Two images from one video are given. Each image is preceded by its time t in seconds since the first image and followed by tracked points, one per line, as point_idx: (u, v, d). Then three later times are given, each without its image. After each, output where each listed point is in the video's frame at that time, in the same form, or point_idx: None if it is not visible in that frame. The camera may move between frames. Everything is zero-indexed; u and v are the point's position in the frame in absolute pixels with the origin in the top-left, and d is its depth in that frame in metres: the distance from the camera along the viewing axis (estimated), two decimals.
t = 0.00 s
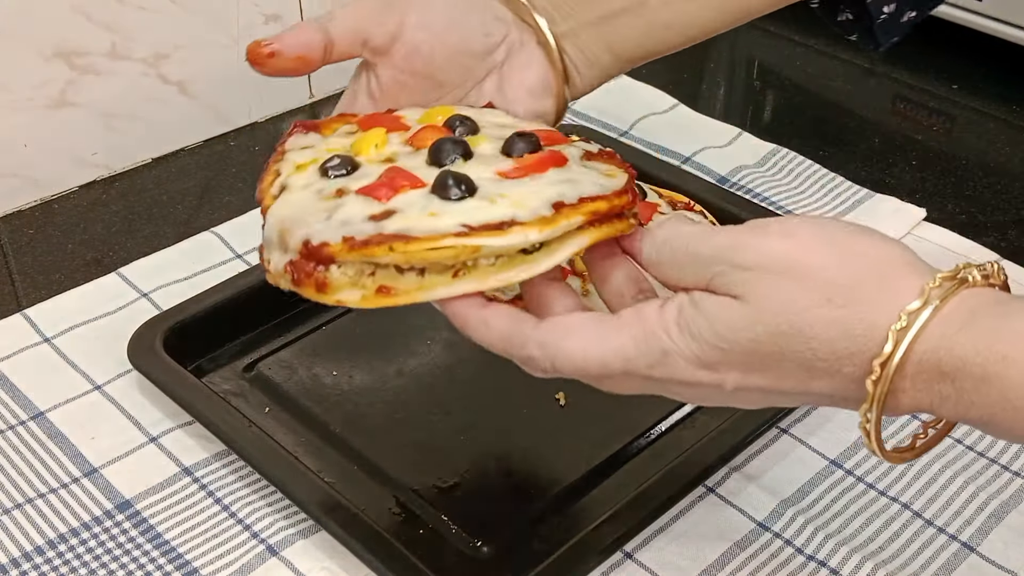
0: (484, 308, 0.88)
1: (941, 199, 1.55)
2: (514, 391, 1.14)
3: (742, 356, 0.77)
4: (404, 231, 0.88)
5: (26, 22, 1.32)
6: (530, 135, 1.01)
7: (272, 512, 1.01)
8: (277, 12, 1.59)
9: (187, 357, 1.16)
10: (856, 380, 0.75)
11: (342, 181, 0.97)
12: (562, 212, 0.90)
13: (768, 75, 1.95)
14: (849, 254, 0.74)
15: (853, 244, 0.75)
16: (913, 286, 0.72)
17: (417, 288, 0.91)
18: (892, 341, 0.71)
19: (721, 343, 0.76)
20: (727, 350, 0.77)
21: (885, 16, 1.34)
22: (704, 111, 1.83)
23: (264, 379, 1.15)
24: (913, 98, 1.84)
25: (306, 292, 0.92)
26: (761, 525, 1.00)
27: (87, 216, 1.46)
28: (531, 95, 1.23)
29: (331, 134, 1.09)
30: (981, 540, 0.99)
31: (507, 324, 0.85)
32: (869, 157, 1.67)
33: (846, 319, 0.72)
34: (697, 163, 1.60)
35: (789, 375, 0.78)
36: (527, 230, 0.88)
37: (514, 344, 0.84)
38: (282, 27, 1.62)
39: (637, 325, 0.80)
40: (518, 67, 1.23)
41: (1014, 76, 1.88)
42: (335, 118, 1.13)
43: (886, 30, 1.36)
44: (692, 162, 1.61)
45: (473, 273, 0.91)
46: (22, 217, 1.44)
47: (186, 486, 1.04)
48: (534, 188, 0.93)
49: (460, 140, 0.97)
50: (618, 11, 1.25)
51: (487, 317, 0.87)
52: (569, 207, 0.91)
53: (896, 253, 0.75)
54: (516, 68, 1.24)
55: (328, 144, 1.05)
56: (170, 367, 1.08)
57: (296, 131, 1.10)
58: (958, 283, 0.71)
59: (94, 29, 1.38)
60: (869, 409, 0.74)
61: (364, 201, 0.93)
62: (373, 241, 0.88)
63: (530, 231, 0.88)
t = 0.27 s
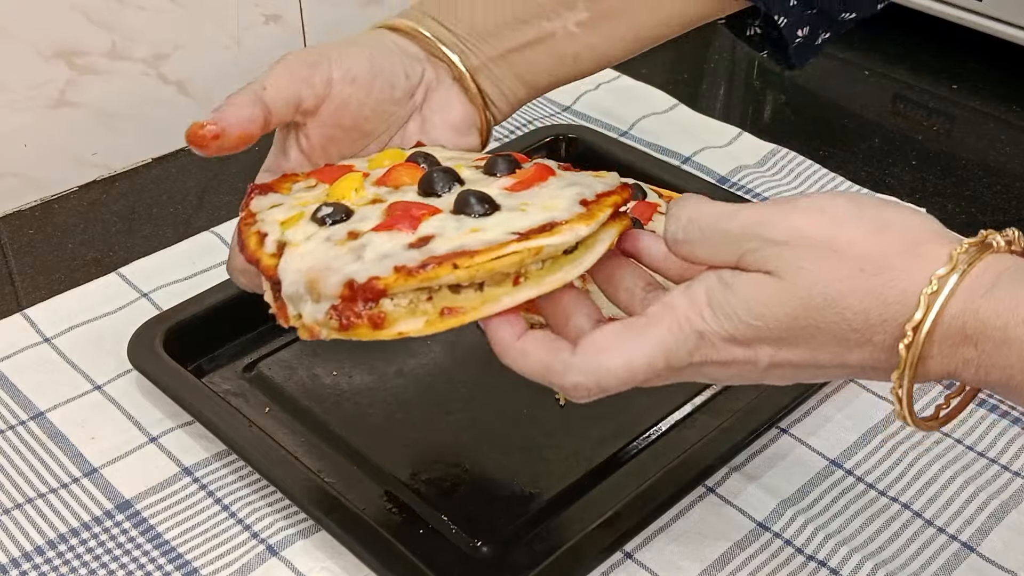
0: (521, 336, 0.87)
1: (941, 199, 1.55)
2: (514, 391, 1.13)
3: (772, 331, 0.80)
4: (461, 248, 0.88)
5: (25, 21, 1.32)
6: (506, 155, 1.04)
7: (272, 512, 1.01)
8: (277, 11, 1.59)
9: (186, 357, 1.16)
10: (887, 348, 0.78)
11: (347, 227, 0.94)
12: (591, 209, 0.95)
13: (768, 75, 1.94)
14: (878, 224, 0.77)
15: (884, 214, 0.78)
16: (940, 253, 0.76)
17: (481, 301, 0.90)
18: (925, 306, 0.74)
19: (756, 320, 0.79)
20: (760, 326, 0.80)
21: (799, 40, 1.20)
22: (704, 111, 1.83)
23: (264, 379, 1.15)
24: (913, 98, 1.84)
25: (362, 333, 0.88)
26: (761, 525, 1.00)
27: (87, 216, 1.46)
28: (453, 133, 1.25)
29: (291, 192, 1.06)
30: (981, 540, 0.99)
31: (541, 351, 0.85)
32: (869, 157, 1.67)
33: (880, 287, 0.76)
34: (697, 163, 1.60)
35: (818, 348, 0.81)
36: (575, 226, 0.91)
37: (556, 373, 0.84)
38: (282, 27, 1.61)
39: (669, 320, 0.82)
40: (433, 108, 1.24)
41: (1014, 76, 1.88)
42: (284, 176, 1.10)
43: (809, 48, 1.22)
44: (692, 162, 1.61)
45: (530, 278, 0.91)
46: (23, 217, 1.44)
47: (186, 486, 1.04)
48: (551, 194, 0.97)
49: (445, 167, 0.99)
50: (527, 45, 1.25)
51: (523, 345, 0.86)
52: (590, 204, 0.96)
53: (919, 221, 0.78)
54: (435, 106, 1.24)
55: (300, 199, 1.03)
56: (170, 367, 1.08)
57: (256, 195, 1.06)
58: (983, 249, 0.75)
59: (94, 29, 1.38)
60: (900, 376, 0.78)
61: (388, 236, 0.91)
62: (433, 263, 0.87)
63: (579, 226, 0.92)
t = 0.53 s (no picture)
0: (576, 347, 0.89)
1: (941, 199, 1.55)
2: (514, 391, 1.13)
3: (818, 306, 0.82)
4: (532, 267, 0.89)
5: (25, 21, 1.31)
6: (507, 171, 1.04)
7: (271, 512, 1.01)
8: (276, 11, 1.59)
9: (186, 357, 1.16)
10: (931, 318, 0.80)
11: (388, 257, 0.92)
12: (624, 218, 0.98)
13: (768, 75, 1.94)
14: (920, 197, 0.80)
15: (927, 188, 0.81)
16: (979, 224, 0.78)
17: (551, 319, 0.91)
18: (968, 274, 0.76)
19: (803, 295, 0.81)
20: (807, 301, 0.82)
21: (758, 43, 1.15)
22: (704, 111, 1.83)
23: (263, 379, 1.15)
24: (913, 98, 1.84)
25: (441, 361, 0.88)
26: (761, 526, 1.00)
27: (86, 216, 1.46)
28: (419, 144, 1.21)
29: (296, 225, 1.01)
30: (982, 540, 0.99)
31: (599, 358, 0.85)
32: (869, 157, 1.67)
33: (924, 257, 0.78)
34: (697, 163, 1.60)
35: (861, 323, 0.83)
36: (625, 236, 0.94)
37: (614, 378, 0.84)
38: (281, 27, 1.61)
39: (716, 303, 0.83)
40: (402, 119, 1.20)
41: (1014, 76, 1.88)
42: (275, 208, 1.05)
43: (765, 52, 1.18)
44: (692, 162, 1.61)
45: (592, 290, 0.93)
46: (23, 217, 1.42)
47: (186, 486, 1.03)
48: (583, 205, 0.99)
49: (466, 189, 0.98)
50: (483, 52, 1.22)
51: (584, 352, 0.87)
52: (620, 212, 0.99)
53: (959, 193, 0.81)
54: (398, 118, 1.21)
55: (312, 231, 0.99)
56: (169, 367, 1.08)
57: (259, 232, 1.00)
58: None
59: (94, 29, 1.38)
60: (944, 346, 0.79)
61: (441, 263, 0.90)
62: (513, 285, 0.87)
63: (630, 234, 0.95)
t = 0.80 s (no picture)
0: (622, 306, 0.91)
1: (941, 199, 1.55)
2: (514, 390, 1.13)
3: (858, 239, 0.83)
4: (575, 231, 0.92)
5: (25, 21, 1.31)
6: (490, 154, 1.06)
7: (271, 512, 1.01)
8: (277, 11, 1.59)
9: (186, 357, 1.16)
10: (968, 255, 0.80)
11: (418, 250, 0.92)
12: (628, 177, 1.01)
13: (768, 75, 1.94)
14: (966, 133, 0.80)
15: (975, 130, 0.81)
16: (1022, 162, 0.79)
17: (599, 279, 0.94)
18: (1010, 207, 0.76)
19: (843, 227, 0.83)
20: (848, 235, 0.83)
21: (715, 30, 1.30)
22: (704, 111, 1.83)
23: (263, 378, 1.15)
24: (913, 98, 1.84)
25: (508, 339, 0.89)
26: (761, 526, 1.00)
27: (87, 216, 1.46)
28: (379, 135, 1.23)
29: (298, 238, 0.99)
30: (982, 540, 0.99)
31: (647, 312, 0.88)
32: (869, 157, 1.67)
33: (965, 191, 0.79)
34: (697, 163, 1.60)
35: (898, 259, 0.84)
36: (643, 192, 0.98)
37: (666, 328, 0.86)
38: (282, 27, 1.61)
39: (757, 239, 0.85)
40: (371, 115, 1.23)
41: (1014, 76, 1.88)
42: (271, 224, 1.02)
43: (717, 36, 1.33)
44: (692, 162, 1.61)
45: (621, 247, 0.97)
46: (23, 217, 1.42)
47: (186, 486, 1.03)
48: (586, 172, 1.02)
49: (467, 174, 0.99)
50: (431, 39, 1.24)
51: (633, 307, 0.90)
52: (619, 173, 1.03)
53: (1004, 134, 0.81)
54: (353, 110, 1.21)
55: (323, 239, 0.97)
56: (169, 367, 1.08)
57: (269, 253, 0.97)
58: None
59: (94, 29, 1.38)
60: (983, 281, 0.79)
61: (478, 246, 0.91)
62: (565, 249, 0.90)
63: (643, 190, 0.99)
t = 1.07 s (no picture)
0: (624, 303, 0.92)
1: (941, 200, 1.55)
2: (515, 391, 1.13)
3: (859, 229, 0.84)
4: (574, 234, 0.92)
5: (25, 21, 1.31)
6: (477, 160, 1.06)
7: (271, 512, 1.01)
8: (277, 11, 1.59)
9: (186, 356, 1.16)
10: (968, 242, 0.81)
11: (419, 262, 0.92)
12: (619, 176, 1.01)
13: (768, 75, 1.94)
14: (965, 123, 0.81)
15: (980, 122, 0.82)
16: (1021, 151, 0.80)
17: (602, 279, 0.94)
18: (1009, 195, 0.76)
19: (842, 216, 0.83)
20: (847, 223, 0.83)
21: (700, 30, 1.27)
22: (704, 111, 1.83)
23: (263, 378, 1.15)
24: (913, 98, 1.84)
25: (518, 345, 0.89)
26: (761, 526, 1.00)
27: (87, 216, 1.46)
28: (359, 141, 1.23)
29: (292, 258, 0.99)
30: (982, 540, 0.99)
31: (648, 309, 0.89)
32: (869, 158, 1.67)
33: (965, 179, 0.79)
34: (697, 164, 1.60)
35: (900, 249, 0.84)
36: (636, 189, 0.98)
37: (671, 323, 0.87)
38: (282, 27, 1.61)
39: (757, 230, 0.86)
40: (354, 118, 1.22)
41: (1014, 77, 1.88)
42: (263, 246, 1.02)
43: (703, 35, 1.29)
44: (692, 162, 1.61)
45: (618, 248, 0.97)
46: (22, 217, 1.43)
47: (186, 486, 1.03)
48: (578, 173, 1.02)
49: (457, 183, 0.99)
50: (409, 44, 1.25)
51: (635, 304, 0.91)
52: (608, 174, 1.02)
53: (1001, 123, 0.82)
54: (332, 119, 1.20)
55: (320, 256, 0.97)
56: (169, 367, 1.08)
57: (264, 277, 0.97)
58: None
59: (94, 29, 1.38)
60: (982, 269, 0.80)
61: (478, 255, 0.91)
62: (566, 254, 0.90)
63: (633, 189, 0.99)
